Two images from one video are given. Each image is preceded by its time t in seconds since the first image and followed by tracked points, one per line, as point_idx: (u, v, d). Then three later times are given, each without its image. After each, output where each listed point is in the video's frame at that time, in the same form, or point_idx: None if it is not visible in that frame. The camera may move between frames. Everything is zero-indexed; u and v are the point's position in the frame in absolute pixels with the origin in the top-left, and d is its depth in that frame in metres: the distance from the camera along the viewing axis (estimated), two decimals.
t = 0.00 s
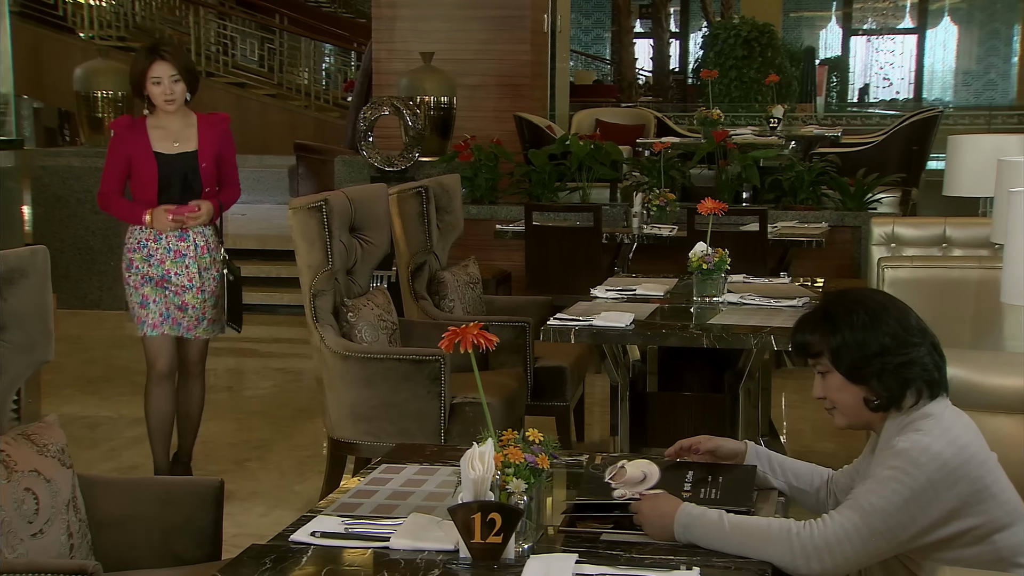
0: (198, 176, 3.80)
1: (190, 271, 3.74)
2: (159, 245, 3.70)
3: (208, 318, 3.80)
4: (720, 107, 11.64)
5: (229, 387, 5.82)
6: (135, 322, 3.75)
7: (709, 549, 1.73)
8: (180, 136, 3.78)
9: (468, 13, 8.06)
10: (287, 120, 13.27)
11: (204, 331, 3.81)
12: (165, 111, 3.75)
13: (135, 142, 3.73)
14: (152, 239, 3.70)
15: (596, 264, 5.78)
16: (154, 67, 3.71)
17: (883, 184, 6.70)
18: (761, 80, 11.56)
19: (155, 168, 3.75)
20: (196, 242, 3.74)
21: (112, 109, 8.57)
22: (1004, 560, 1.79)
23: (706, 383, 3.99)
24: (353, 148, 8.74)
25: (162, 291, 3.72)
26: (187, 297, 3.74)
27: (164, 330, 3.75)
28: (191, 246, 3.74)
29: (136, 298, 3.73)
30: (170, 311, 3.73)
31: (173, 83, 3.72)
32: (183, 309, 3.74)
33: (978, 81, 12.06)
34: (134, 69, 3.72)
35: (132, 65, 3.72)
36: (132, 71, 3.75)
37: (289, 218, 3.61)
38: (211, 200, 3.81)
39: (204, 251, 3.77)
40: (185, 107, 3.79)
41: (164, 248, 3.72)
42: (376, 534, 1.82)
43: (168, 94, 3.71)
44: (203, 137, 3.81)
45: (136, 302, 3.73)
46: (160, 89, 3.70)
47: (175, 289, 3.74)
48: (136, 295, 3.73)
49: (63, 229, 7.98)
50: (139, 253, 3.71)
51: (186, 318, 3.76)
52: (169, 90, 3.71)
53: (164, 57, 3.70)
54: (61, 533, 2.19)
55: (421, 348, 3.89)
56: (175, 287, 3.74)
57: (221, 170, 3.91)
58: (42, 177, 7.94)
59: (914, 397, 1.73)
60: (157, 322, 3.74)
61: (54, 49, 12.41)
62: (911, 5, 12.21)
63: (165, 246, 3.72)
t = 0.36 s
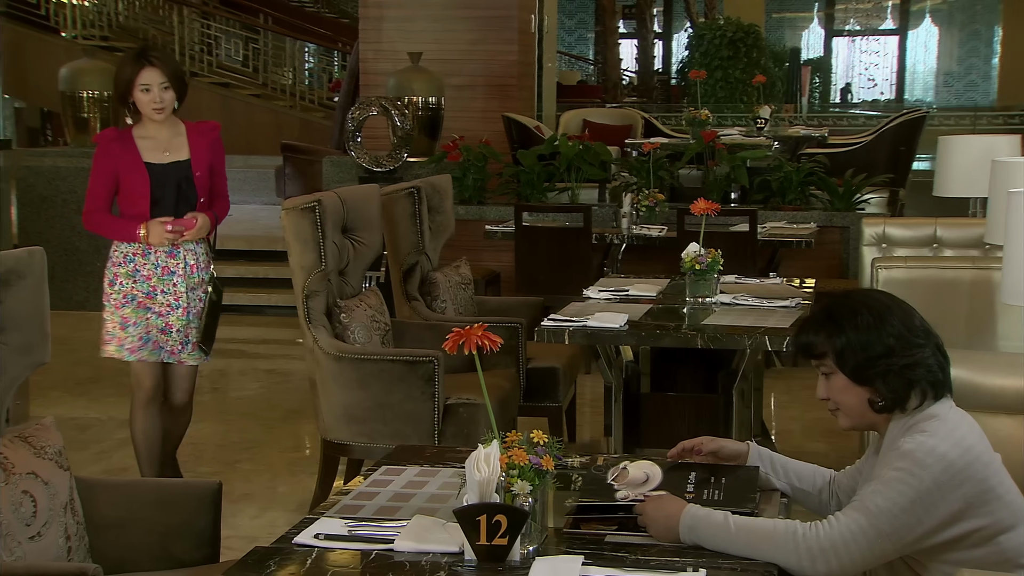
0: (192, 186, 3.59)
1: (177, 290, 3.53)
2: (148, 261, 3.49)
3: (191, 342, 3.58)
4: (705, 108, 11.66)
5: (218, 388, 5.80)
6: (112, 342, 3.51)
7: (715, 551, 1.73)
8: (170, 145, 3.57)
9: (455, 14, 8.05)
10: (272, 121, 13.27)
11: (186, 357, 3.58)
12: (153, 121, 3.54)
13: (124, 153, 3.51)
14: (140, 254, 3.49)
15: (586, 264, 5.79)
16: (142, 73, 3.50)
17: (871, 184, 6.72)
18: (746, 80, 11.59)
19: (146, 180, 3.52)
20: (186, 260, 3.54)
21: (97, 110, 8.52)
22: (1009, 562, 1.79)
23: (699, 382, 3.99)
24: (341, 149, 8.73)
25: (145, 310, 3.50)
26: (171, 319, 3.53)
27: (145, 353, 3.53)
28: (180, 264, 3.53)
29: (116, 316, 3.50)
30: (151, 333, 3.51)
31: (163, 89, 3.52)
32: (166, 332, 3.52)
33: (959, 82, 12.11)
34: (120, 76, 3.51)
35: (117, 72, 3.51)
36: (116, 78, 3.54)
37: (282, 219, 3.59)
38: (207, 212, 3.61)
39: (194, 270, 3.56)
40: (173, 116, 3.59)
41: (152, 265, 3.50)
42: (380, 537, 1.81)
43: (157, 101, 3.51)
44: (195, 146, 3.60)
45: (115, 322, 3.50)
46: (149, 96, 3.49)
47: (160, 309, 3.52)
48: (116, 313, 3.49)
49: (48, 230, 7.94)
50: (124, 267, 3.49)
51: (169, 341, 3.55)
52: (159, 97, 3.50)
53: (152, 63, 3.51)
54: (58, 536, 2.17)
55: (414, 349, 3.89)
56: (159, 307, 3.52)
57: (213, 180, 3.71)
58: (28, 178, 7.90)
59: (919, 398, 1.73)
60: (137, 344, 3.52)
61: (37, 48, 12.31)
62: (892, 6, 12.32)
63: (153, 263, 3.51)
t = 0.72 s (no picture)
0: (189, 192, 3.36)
1: (176, 297, 3.28)
2: (140, 271, 3.26)
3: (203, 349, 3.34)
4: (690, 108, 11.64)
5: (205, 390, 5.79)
6: (122, 360, 3.32)
7: (719, 552, 1.73)
8: (167, 149, 3.33)
9: (441, 13, 8.04)
10: (255, 122, 13.23)
11: (200, 366, 3.34)
12: (150, 122, 3.31)
13: (118, 155, 3.27)
14: (132, 264, 3.26)
15: (574, 264, 5.78)
16: (145, 72, 3.28)
17: (859, 185, 6.73)
18: (731, 82, 11.58)
19: (140, 184, 3.29)
20: (183, 264, 3.29)
21: (82, 110, 8.47)
22: (1014, 563, 1.79)
23: (690, 382, 3.99)
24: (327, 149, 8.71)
25: (147, 323, 3.28)
26: (176, 329, 3.29)
27: (155, 366, 3.31)
28: (176, 270, 3.29)
29: (120, 333, 3.30)
30: (157, 347, 3.29)
31: (165, 91, 3.30)
32: (172, 343, 3.29)
33: (939, 83, 12.31)
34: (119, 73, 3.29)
35: (117, 69, 3.28)
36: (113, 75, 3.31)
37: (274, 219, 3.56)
38: (205, 220, 3.39)
39: (194, 273, 3.31)
40: (172, 118, 3.36)
41: (147, 274, 3.27)
42: (382, 538, 1.81)
43: (158, 103, 3.29)
44: (194, 149, 3.37)
45: (120, 338, 3.30)
46: (150, 97, 3.27)
47: (162, 319, 3.29)
48: (120, 328, 3.29)
49: (33, 230, 7.91)
50: (119, 280, 3.27)
51: (178, 353, 3.31)
52: (160, 99, 3.29)
53: (157, 62, 3.29)
54: (54, 539, 2.15)
55: (406, 349, 3.88)
56: (162, 318, 3.29)
57: (211, 185, 3.48)
58: (12, 178, 7.87)
59: (922, 398, 1.73)
60: (146, 358, 3.30)
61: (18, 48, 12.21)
62: (873, 8, 12.45)
63: (148, 271, 3.27)
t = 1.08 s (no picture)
0: (198, 195, 3.19)
1: (189, 307, 3.12)
2: (152, 278, 3.09)
3: (213, 364, 3.19)
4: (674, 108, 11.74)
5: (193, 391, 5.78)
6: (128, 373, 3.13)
7: (721, 554, 1.74)
8: (175, 148, 3.17)
9: (427, 14, 8.03)
10: (239, 120, 13.28)
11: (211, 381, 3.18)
12: (159, 120, 3.14)
13: (124, 154, 3.10)
14: (143, 272, 3.09)
15: (563, 265, 5.78)
16: (154, 67, 3.11)
17: (846, 185, 6.77)
18: (715, 82, 11.66)
19: (147, 186, 3.12)
20: (195, 272, 3.13)
21: (66, 111, 8.42)
22: (1017, 563, 1.79)
23: (681, 383, 4.00)
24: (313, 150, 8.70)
25: (158, 334, 3.11)
26: (188, 342, 3.12)
27: (163, 382, 3.13)
28: (189, 278, 3.13)
29: (129, 344, 3.12)
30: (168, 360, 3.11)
31: (174, 87, 3.13)
32: (184, 356, 3.12)
33: (919, 83, 12.98)
34: (127, 68, 3.11)
35: (125, 64, 3.11)
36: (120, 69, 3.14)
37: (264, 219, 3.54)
38: (213, 224, 3.23)
39: (207, 282, 3.16)
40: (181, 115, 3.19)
41: (159, 282, 3.11)
42: (384, 541, 1.80)
43: (167, 101, 3.12)
44: (203, 149, 3.20)
45: (126, 349, 3.12)
46: (159, 93, 3.10)
47: (174, 331, 3.12)
48: (128, 339, 3.12)
49: (18, 231, 7.89)
50: (127, 289, 3.09)
51: (189, 368, 3.14)
52: (170, 96, 3.12)
53: (167, 56, 3.12)
54: (51, 542, 2.13)
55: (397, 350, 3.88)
56: (173, 329, 3.12)
57: (222, 188, 3.32)
58: None
59: (925, 400, 1.73)
60: (154, 370, 3.12)
61: None
62: (853, 9, 13.03)
63: (159, 279, 3.11)
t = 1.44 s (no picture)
0: (213, 214, 3.04)
1: (203, 334, 2.98)
2: (168, 303, 2.94)
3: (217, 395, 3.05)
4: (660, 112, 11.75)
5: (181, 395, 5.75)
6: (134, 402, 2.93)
7: (725, 557, 1.74)
8: (189, 165, 3.02)
9: (413, 16, 8.03)
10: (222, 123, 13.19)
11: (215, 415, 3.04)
12: (170, 134, 2.99)
13: (135, 170, 2.95)
14: (159, 295, 2.94)
15: (551, 267, 5.78)
16: (163, 78, 2.96)
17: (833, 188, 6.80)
18: (701, 85, 11.64)
19: (161, 205, 2.96)
20: (211, 298, 3.01)
21: (51, 113, 8.37)
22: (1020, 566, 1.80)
23: (674, 386, 3.99)
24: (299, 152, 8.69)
25: (169, 359, 2.94)
26: (199, 371, 2.99)
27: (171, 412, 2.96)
28: (202, 304, 3.00)
29: (138, 370, 2.92)
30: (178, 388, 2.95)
31: (185, 99, 2.98)
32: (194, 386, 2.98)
33: (900, 86, 13.12)
34: (135, 80, 2.96)
35: (132, 77, 2.96)
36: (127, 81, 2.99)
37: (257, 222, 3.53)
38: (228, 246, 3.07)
39: (219, 310, 3.04)
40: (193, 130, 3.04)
41: (173, 306, 2.96)
42: (387, 545, 1.79)
43: (179, 114, 2.97)
44: (217, 165, 3.05)
45: (136, 376, 2.92)
46: (169, 106, 2.95)
47: (185, 357, 2.97)
48: (137, 365, 2.92)
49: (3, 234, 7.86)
50: (140, 312, 2.93)
51: (195, 398, 3.00)
52: (182, 109, 2.97)
53: (176, 66, 2.97)
54: (47, 547, 2.12)
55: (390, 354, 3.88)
56: (184, 356, 2.97)
57: (237, 207, 3.16)
58: None
59: (928, 402, 1.73)
60: (165, 399, 2.94)
61: None
62: (835, 13, 13.12)
63: (174, 304, 2.96)
